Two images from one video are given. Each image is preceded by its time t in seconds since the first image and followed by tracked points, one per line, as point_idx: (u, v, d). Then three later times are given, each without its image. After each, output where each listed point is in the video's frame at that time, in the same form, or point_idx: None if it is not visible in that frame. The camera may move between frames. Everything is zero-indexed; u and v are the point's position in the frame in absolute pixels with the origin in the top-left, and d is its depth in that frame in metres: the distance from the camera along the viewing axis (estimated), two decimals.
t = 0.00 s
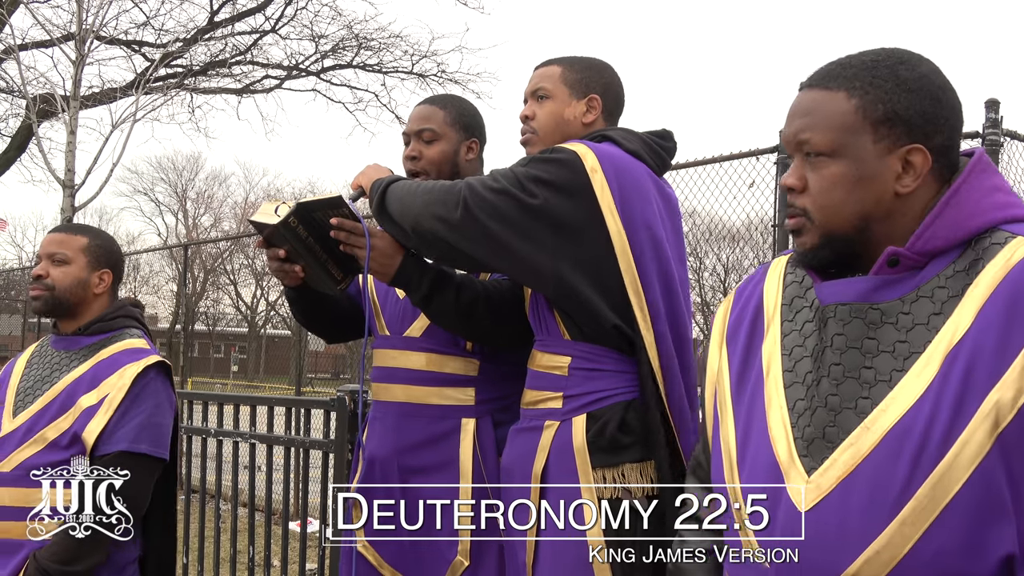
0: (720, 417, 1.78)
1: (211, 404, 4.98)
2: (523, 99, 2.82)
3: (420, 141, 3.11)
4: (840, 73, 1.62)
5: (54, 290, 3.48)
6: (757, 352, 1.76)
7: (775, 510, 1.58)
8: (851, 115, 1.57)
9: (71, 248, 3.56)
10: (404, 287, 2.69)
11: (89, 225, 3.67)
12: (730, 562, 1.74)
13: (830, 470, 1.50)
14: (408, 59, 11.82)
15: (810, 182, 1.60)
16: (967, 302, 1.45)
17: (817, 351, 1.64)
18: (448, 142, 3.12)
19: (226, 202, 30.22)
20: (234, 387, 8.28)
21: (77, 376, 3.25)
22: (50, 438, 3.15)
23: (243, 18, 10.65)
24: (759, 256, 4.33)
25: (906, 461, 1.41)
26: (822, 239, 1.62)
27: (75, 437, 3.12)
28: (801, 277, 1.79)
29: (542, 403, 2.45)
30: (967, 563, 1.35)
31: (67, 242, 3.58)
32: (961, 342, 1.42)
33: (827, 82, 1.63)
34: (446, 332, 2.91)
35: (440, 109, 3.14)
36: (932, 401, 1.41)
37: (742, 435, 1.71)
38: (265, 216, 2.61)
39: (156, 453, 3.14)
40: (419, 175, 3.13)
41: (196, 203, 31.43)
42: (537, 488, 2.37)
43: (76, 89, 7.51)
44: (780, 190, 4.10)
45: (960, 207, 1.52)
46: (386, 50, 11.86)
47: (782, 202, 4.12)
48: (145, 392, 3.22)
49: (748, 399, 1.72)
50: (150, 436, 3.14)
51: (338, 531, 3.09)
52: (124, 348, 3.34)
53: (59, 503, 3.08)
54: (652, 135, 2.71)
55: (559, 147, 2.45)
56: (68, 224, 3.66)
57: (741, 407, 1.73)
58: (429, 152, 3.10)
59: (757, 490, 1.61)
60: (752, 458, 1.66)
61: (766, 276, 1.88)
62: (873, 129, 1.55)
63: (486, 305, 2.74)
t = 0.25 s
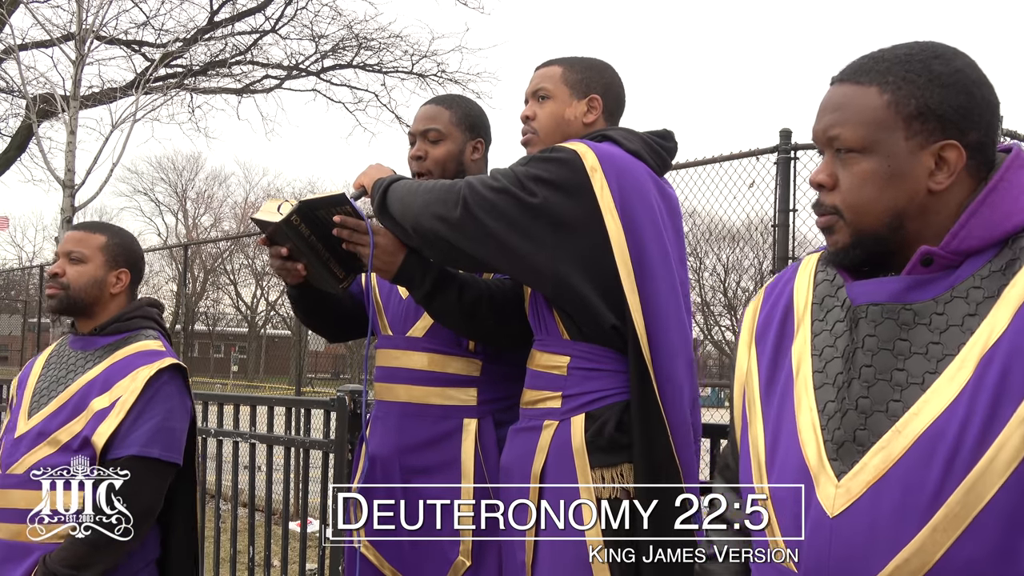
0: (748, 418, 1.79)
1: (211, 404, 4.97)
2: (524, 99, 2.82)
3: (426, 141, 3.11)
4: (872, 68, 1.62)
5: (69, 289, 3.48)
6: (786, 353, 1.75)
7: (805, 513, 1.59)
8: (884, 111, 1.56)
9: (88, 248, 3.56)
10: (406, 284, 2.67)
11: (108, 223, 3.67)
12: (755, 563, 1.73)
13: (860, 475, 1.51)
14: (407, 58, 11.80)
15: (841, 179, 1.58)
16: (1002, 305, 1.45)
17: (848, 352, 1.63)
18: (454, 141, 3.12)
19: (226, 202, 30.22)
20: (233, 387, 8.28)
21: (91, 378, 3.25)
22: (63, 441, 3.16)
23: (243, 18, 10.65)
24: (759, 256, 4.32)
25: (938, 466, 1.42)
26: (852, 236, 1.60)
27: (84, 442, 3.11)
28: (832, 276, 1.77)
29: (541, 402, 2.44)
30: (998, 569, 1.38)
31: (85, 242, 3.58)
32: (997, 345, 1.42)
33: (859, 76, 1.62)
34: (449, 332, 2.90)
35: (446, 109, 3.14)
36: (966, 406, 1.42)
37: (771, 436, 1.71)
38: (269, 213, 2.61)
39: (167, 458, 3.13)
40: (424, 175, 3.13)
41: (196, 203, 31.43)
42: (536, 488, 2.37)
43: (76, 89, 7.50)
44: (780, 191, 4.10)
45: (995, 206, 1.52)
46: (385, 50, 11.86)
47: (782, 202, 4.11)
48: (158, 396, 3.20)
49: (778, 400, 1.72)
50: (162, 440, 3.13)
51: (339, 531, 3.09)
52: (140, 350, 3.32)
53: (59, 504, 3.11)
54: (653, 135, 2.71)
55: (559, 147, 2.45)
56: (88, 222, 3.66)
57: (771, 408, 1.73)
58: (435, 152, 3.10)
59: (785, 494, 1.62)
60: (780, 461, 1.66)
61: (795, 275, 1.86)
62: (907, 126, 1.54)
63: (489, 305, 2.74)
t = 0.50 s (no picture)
0: (761, 418, 1.79)
1: (211, 404, 4.98)
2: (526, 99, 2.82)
3: (426, 141, 3.11)
4: (887, 65, 1.62)
5: (76, 289, 3.49)
6: (800, 354, 1.75)
7: (815, 515, 1.59)
8: (899, 109, 1.56)
9: (96, 247, 3.56)
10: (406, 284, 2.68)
11: (116, 222, 3.67)
12: (767, 563, 1.73)
13: (870, 477, 1.51)
14: (407, 58, 11.80)
15: (854, 177, 1.58)
16: (1016, 307, 1.46)
17: (861, 352, 1.63)
18: (454, 141, 3.12)
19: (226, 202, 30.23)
20: (233, 387, 8.28)
21: (98, 380, 3.25)
22: (69, 444, 3.17)
23: (243, 18, 10.65)
24: (759, 256, 4.30)
25: (948, 469, 1.42)
26: (867, 235, 1.60)
27: (89, 445, 3.12)
28: (847, 275, 1.77)
29: (542, 402, 2.45)
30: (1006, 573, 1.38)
31: (92, 241, 3.58)
32: (1009, 348, 1.43)
33: (873, 74, 1.62)
34: (449, 332, 2.91)
35: (446, 109, 3.14)
36: (978, 408, 1.42)
37: (783, 436, 1.72)
38: (270, 212, 2.62)
39: (172, 461, 3.11)
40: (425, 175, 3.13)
41: (196, 203, 31.44)
42: (535, 488, 2.37)
43: (76, 89, 7.51)
44: (780, 191, 4.10)
45: (1011, 205, 1.52)
46: (385, 50, 11.87)
47: (782, 202, 4.11)
48: (164, 399, 3.19)
49: (791, 400, 1.72)
50: (167, 444, 3.12)
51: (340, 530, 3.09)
52: (147, 351, 3.31)
53: (60, 505, 3.12)
54: (654, 136, 2.71)
55: (560, 147, 2.45)
56: (96, 221, 3.66)
57: (784, 408, 1.74)
58: (435, 151, 3.10)
59: (796, 495, 1.62)
60: (791, 463, 1.67)
61: (811, 274, 1.86)
62: (922, 124, 1.55)
63: (490, 306, 2.74)
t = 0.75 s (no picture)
0: (761, 418, 1.79)
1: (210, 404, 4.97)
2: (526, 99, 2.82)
3: (422, 142, 3.11)
4: (877, 67, 1.62)
5: (72, 289, 3.49)
6: (798, 355, 1.75)
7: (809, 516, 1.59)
8: (888, 110, 1.56)
9: (93, 246, 3.56)
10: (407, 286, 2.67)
11: (115, 221, 3.66)
12: (767, 562, 1.72)
13: (862, 479, 1.51)
14: (406, 58, 11.79)
15: (846, 180, 1.59)
16: (1006, 308, 1.45)
17: (855, 353, 1.63)
18: (452, 142, 3.12)
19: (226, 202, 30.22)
20: (233, 387, 8.28)
21: (92, 382, 3.25)
22: (65, 445, 3.18)
23: (243, 18, 10.65)
24: (759, 256, 4.29)
25: (938, 471, 1.42)
26: (860, 237, 1.61)
27: (83, 447, 3.12)
28: (845, 276, 1.76)
29: (542, 402, 2.44)
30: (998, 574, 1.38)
31: (90, 240, 3.58)
32: (998, 350, 1.42)
33: (864, 76, 1.62)
34: (450, 333, 2.90)
35: (443, 110, 3.14)
36: (967, 410, 1.42)
37: (781, 438, 1.72)
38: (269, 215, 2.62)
39: (164, 465, 3.10)
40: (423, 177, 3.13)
41: (196, 203, 31.44)
42: (536, 488, 2.37)
43: (76, 89, 7.51)
44: (780, 191, 4.09)
45: (1005, 204, 1.51)
46: (385, 50, 11.86)
47: (783, 202, 4.11)
48: (157, 403, 3.18)
49: (788, 402, 1.72)
50: (160, 447, 3.11)
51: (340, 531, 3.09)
52: (143, 353, 3.31)
53: (59, 506, 3.12)
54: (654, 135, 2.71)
55: (561, 147, 2.45)
56: (95, 220, 3.66)
57: (782, 409, 1.74)
58: (432, 152, 3.09)
59: (789, 497, 1.63)
60: (786, 465, 1.67)
61: (811, 275, 1.85)
62: (912, 125, 1.54)
63: (490, 306, 2.74)
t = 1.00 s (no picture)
0: (749, 418, 1.80)
1: (211, 404, 4.97)
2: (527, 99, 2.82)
3: (422, 141, 3.11)
4: (861, 69, 1.62)
5: (65, 289, 3.50)
6: (786, 355, 1.76)
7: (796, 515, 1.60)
8: (872, 112, 1.56)
9: (87, 246, 3.56)
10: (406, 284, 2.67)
11: (110, 221, 3.67)
12: (756, 563, 1.74)
13: (848, 477, 1.52)
14: (407, 58, 11.78)
15: (831, 181, 1.59)
16: (989, 307, 1.44)
17: (842, 352, 1.63)
18: (451, 141, 3.12)
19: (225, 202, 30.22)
20: (233, 387, 8.27)
21: (85, 381, 3.25)
22: (57, 445, 3.18)
23: (243, 17, 10.65)
24: (759, 256, 4.30)
25: (923, 468, 1.42)
26: (844, 239, 1.61)
27: (76, 446, 3.12)
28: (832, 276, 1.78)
29: (542, 402, 2.44)
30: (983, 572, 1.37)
31: (84, 240, 3.59)
32: (982, 348, 1.42)
33: (848, 78, 1.63)
34: (450, 333, 2.90)
35: (443, 109, 3.14)
36: (951, 408, 1.42)
37: (769, 437, 1.73)
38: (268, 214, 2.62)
39: (156, 465, 3.10)
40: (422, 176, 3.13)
41: (196, 203, 31.44)
42: (536, 488, 2.37)
43: (76, 89, 7.51)
44: (780, 191, 4.10)
45: (989, 205, 1.51)
46: (385, 50, 11.86)
47: (783, 202, 4.11)
48: (149, 404, 3.17)
49: (776, 401, 1.73)
50: (151, 449, 3.10)
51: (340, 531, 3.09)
52: (136, 353, 3.31)
53: (60, 506, 3.10)
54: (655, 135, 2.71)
55: (562, 147, 2.45)
56: (90, 220, 3.67)
57: (770, 408, 1.74)
58: (431, 152, 3.09)
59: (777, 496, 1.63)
60: (775, 464, 1.68)
61: (799, 276, 1.86)
62: (895, 126, 1.54)
63: (489, 305, 2.74)
